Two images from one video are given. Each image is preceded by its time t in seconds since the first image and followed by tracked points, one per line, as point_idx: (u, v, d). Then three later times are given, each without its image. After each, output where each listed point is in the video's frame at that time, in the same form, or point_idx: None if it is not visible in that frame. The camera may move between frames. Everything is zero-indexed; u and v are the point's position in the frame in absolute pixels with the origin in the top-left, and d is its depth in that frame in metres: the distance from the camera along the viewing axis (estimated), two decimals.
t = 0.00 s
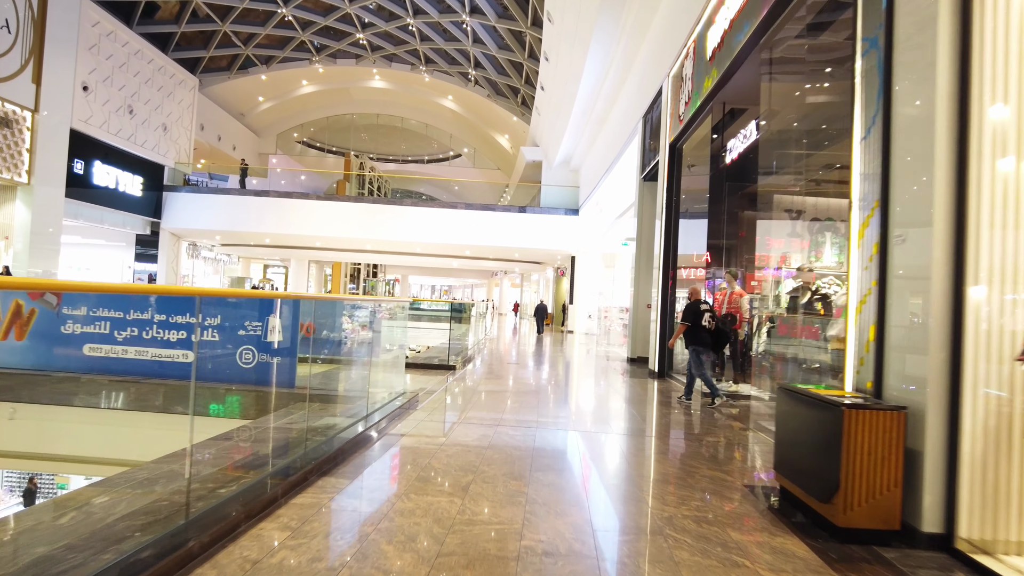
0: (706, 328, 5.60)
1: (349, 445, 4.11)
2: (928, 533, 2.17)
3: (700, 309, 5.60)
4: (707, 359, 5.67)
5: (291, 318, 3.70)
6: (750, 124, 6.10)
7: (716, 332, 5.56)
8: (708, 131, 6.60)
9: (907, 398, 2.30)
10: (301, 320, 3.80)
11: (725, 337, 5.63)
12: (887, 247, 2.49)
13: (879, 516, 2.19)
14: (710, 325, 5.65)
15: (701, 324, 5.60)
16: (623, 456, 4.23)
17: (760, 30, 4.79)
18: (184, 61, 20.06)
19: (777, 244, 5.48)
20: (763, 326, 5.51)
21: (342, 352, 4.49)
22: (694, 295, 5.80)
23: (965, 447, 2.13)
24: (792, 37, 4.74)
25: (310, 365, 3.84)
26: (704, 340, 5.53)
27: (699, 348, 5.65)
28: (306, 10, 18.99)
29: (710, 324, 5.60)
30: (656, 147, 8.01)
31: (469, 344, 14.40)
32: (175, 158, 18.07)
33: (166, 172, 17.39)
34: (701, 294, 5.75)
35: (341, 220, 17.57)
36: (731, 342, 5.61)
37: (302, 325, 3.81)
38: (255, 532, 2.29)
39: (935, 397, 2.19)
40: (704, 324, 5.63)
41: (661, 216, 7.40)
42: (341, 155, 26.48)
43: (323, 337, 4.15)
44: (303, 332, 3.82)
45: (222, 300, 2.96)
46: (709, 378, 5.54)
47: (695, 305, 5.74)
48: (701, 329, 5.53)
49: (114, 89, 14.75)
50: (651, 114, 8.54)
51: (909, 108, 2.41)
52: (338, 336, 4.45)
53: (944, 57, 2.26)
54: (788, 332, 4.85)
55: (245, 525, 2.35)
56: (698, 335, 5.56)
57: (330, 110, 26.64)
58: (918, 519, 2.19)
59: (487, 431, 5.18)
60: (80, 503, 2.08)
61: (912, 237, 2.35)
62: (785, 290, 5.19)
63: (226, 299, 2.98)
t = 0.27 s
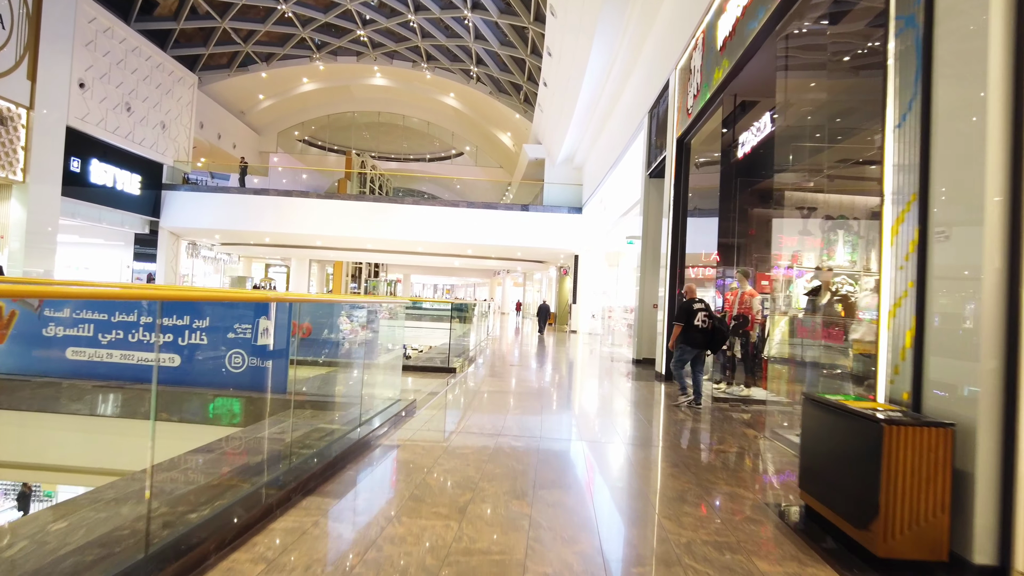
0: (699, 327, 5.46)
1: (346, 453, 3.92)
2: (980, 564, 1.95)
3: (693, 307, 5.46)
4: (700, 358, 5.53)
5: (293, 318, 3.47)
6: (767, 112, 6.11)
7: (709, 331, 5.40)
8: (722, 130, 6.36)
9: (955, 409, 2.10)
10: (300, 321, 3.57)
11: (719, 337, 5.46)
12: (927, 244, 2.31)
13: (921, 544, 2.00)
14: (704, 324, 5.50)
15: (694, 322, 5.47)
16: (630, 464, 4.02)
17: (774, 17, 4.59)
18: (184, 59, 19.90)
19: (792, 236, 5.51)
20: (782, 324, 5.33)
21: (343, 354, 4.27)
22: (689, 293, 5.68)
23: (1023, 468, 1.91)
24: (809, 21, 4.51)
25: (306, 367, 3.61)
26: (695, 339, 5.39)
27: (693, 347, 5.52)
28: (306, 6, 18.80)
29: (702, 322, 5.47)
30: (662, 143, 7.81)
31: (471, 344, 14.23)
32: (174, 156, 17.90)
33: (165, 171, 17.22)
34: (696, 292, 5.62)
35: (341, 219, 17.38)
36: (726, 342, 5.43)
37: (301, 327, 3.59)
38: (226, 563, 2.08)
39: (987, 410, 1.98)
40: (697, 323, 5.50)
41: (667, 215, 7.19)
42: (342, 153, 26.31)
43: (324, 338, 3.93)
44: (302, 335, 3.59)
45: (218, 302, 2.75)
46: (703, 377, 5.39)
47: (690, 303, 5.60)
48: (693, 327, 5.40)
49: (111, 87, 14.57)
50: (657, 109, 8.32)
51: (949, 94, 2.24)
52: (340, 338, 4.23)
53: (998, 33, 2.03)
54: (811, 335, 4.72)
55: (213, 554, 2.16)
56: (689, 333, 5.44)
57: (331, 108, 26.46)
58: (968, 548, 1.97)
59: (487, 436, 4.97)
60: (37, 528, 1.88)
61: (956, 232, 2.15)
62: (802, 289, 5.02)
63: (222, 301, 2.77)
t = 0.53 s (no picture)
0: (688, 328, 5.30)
1: (342, 455, 3.71)
2: None
3: (679, 308, 5.36)
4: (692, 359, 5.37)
5: (289, 317, 3.25)
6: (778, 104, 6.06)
7: (698, 330, 5.22)
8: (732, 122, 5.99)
9: (1005, 413, 1.93)
10: (296, 320, 3.35)
11: (709, 336, 5.26)
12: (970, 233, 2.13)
13: (969, 567, 1.81)
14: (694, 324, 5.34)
15: (682, 322, 5.33)
16: (637, 468, 3.83)
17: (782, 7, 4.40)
18: (182, 56, 19.74)
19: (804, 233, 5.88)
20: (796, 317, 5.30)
21: (341, 354, 4.07)
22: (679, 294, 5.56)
23: None
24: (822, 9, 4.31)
25: (299, 367, 3.41)
26: (683, 340, 5.23)
27: (685, 349, 5.37)
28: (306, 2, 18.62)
29: (690, 322, 5.31)
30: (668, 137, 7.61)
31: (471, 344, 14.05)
32: (173, 154, 17.74)
33: (163, 168, 17.06)
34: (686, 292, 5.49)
35: (341, 217, 17.20)
36: (717, 341, 5.22)
37: (297, 326, 3.37)
38: None
39: None
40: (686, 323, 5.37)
41: (673, 210, 6.99)
42: (343, 151, 26.14)
43: (321, 337, 3.72)
44: (298, 334, 3.38)
45: (206, 299, 2.55)
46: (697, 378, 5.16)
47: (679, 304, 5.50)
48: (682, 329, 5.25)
49: (107, 83, 14.40)
50: (662, 102, 8.12)
51: (995, 69, 2.07)
52: (338, 337, 4.01)
53: None
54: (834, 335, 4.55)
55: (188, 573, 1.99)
56: (678, 334, 5.29)
57: (332, 106, 26.27)
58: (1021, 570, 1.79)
59: (487, 437, 4.78)
60: None
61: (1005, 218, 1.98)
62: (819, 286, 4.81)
63: (211, 298, 2.57)
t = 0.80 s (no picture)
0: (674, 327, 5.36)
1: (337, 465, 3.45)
2: None
3: (668, 306, 5.39)
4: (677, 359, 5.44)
5: (276, 318, 2.97)
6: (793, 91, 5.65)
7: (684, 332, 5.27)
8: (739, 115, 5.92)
9: None
10: (286, 322, 3.08)
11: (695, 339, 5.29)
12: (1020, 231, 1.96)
13: None
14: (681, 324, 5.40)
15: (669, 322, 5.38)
16: (641, 479, 3.59)
17: None
18: (179, 55, 19.55)
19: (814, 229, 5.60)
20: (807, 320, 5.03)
21: (336, 358, 3.87)
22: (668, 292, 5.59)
23: None
24: None
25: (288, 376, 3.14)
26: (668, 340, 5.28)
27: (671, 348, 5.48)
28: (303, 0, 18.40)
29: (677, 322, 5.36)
30: (672, 132, 7.42)
31: (471, 345, 13.84)
32: (169, 153, 17.54)
33: (159, 168, 16.87)
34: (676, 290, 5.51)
35: (339, 217, 16.99)
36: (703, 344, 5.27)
37: (287, 328, 3.10)
38: None
39: None
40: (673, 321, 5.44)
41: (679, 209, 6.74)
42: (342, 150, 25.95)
43: (315, 341, 3.45)
44: (288, 336, 3.11)
45: (193, 304, 2.35)
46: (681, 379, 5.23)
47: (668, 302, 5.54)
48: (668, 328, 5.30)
49: (101, 81, 14.20)
50: (666, 96, 7.91)
51: None
52: (333, 339, 3.74)
53: None
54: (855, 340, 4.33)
55: None
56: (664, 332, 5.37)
57: (330, 105, 26.07)
58: None
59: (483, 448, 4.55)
60: None
61: None
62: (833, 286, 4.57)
63: (200, 302, 2.36)
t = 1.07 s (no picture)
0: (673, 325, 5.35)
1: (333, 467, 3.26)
2: None
3: (667, 305, 5.37)
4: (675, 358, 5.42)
5: (270, 318, 2.82)
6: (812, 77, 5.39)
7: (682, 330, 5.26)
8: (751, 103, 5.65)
9: None
10: (280, 321, 2.94)
11: (693, 337, 5.27)
12: None
13: None
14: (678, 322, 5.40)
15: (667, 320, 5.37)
16: (652, 479, 3.41)
17: None
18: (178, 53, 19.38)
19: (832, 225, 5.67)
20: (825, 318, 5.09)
21: (334, 356, 3.63)
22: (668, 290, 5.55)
23: None
24: None
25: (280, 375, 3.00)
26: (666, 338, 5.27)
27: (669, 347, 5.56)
28: None
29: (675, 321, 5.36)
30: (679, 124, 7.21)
31: (473, 345, 13.63)
32: (168, 152, 17.39)
33: (158, 167, 16.71)
34: (675, 288, 5.47)
35: (340, 215, 16.80)
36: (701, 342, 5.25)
37: (281, 327, 2.95)
38: None
39: None
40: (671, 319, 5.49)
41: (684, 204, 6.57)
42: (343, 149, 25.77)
43: (311, 341, 3.29)
44: (282, 336, 2.95)
45: (190, 302, 2.25)
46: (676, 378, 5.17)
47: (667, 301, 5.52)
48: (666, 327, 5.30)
49: (98, 79, 14.03)
50: (672, 88, 7.72)
51: None
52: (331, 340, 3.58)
53: None
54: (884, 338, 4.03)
55: None
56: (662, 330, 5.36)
57: (331, 103, 25.88)
58: None
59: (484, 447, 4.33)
60: None
61: None
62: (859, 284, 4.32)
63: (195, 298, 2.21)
